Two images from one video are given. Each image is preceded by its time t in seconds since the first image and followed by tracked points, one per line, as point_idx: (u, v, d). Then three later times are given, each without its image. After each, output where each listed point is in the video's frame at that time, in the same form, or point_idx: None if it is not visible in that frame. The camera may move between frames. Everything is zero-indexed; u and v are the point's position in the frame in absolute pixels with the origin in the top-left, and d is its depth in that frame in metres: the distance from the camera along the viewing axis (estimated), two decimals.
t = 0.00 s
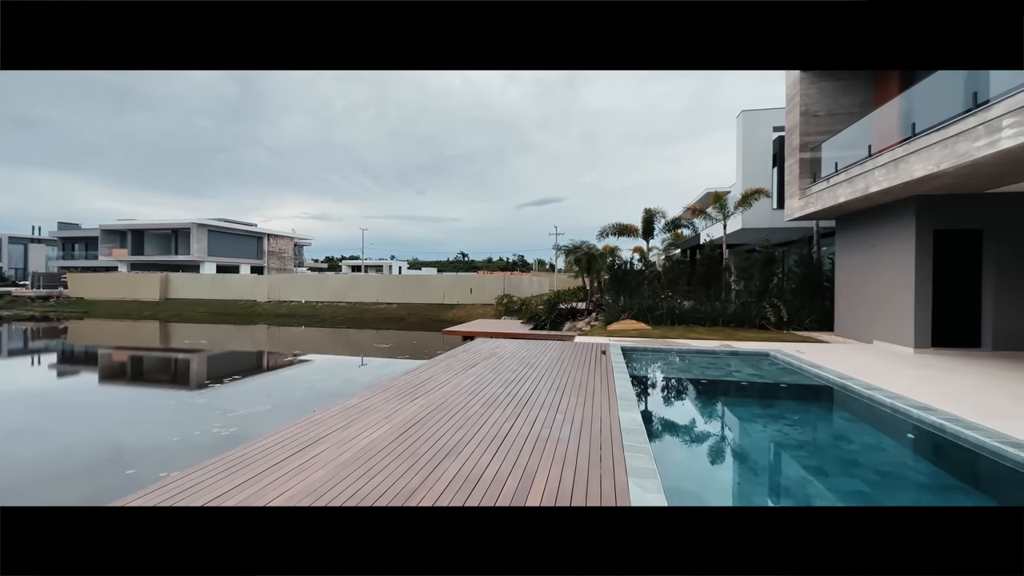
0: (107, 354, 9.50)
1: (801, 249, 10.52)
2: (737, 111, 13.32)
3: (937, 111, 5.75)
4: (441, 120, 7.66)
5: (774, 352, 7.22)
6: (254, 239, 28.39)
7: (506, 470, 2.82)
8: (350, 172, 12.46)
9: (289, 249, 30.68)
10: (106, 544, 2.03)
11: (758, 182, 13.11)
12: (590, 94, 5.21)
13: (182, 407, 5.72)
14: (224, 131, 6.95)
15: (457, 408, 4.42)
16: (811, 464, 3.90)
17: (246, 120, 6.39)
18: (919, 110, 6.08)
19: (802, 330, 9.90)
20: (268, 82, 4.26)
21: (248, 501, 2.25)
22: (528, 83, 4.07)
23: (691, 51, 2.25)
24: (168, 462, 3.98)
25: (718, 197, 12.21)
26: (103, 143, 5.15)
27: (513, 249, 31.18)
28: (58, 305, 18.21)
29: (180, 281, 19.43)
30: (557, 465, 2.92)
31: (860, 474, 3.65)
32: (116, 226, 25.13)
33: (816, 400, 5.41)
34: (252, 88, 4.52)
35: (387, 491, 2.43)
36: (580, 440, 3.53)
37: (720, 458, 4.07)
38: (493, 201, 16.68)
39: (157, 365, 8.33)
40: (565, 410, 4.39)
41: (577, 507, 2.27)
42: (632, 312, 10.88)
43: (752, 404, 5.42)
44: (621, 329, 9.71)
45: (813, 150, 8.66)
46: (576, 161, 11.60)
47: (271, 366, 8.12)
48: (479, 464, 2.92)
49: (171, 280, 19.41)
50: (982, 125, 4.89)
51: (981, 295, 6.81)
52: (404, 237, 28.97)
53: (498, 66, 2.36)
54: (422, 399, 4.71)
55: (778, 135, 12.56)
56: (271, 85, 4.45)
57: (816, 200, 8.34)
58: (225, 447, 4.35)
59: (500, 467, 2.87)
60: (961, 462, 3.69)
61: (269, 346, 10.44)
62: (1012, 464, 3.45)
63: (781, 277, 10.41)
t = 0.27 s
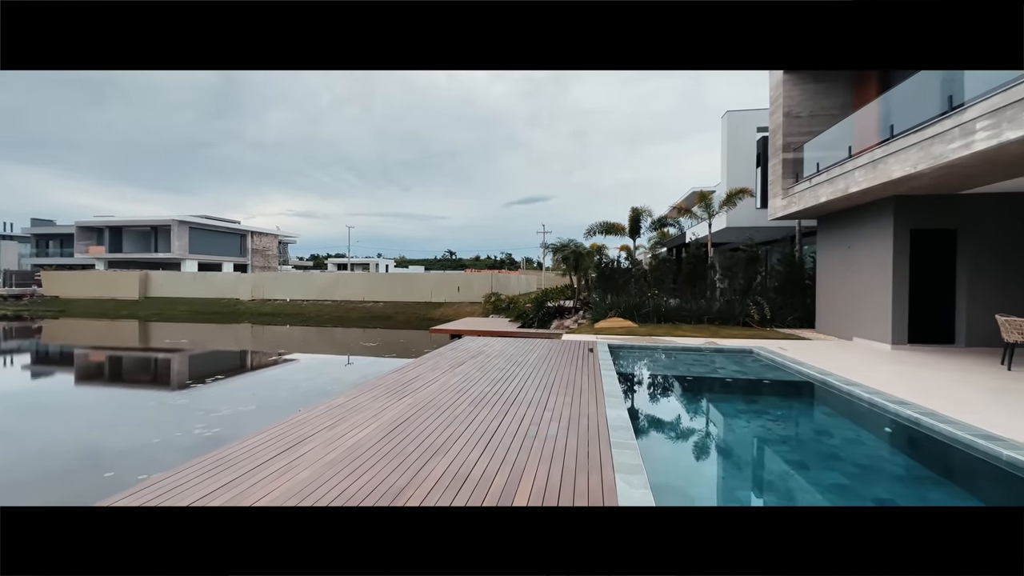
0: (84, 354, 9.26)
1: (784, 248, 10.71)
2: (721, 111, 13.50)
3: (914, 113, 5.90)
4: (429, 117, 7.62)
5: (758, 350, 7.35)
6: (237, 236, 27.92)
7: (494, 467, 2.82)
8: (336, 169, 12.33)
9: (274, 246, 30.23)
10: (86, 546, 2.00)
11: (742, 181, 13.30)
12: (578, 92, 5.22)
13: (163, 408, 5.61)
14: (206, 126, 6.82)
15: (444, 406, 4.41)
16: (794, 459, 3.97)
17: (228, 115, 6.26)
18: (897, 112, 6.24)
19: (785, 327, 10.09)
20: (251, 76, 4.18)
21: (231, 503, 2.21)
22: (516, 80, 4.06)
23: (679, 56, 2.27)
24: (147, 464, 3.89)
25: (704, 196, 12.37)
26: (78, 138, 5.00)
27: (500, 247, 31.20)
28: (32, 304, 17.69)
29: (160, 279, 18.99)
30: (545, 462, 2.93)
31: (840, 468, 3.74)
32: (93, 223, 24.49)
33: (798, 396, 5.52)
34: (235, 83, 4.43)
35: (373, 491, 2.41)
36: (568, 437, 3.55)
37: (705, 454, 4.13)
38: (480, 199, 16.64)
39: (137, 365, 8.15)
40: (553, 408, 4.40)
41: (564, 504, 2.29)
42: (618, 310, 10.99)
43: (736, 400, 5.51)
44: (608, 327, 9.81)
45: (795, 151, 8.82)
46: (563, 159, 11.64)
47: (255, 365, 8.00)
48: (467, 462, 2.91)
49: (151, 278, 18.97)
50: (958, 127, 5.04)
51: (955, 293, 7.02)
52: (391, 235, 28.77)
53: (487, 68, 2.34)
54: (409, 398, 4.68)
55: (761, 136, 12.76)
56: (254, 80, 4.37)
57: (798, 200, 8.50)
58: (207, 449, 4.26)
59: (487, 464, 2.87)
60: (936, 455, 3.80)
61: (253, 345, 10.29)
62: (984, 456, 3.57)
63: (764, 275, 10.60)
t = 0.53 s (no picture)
0: (58, 355, 9.00)
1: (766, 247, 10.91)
2: (706, 112, 13.68)
3: (891, 116, 6.06)
4: (415, 115, 7.57)
5: (740, 347, 7.48)
6: (218, 234, 27.40)
7: (481, 467, 2.83)
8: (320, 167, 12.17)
9: (256, 244, 29.71)
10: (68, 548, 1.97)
11: (726, 181, 13.50)
12: (565, 91, 5.23)
13: (142, 410, 5.48)
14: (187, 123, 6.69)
15: (432, 406, 4.40)
16: (775, 454, 4.06)
17: (209, 110, 6.12)
18: (875, 115, 6.40)
19: (767, 325, 10.28)
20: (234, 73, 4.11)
21: (214, 506, 2.18)
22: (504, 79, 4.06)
23: (668, 60, 2.33)
24: (126, 467, 3.80)
25: (689, 195, 12.51)
26: (52, 133, 4.85)
27: (487, 246, 31.17)
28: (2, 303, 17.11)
29: (138, 277, 18.53)
30: (533, 461, 2.95)
31: (821, 463, 3.83)
32: (67, 220, 23.77)
33: (779, 392, 5.64)
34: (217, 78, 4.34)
35: (359, 492, 2.39)
36: (555, 435, 3.57)
37: (689, 450, 4.20)
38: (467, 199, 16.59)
39: (114, 367, 7.94)
40: (540, 406, 4.42)
41: (551, 501, 2.31)
42: (605, 309, 11.07)
43: (720, 397, 5.61)
44: (595, 325, 9.88)
45: (777, 152, 8.99)
46: (550, 159, 11.68)
47: (238, 365, 7.87)
48: (455, 462, 2.91)
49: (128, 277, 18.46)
50: (932, 130, 5.19)
51: (930, 292, 7.23)
52: (376, 233, 28.52)
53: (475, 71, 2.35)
54: (396, 398, 4.65)
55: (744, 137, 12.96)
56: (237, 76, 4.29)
57: (780, 200, 8.67)
58: (189, 451, 4.18)
59: (475, 464, 2.87)
60: (911, 449, 3.93)
61: (235, 345, 10.11)
62: (956, 450, 3.69)
63: (747, 274, 10.78)
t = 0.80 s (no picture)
0: (28, 357, 8.70)
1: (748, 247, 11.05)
2: (690, 114, 13.88)
3: (868, 120, 6.23)
4: (401, 113, 7.51)
5: (723, 345, 7.60)
6: (198, 233, 26.85)
7: (468, 466, 2.83)
8: (303, 164, 12.01)
9: (237, 243, 29.16)
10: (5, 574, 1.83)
11: (709, 182, 13.71)
12: (552, 91, 5.25)
13: (118, 413, 5.33)
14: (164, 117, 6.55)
15: (418, 406, 4.37)
16: (757, 450, 4.15)
17: (189, 105, 5.96)
18: (852, 119, 6.57)
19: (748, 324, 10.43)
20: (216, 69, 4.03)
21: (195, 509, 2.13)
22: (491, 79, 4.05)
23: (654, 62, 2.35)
24: (102, 472, 3.69)
25: (673, 195, 12.64)
26: (22, 127, 4.68)
27: (473, 245, 31.07)
28: None
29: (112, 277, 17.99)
30: (520, 460, 2.95)
31: (800, 458, 3.93)
32: (38, 217, 22.98)
33: (761, 389, 5.75)
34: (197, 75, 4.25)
35: (344, 494, 2.37)
36: (542, 434, 3.59)
37: (674, 447, 4.26)
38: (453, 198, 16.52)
39: (88, 369, 7.71)
40: (527, 405, 4.44)
41: (538, 500, 2.32)
42: (591, 308, 11.14)
43: (703, 395, 5.69)
44: (580, 324, 9.94)
45: (759, 154, 9.16)
46: (536, 158, 11.70)
47: (218, 367, 7.71)
48: (441, 462, 2.91)
49: (102, 277, 17.91)
50: (906, 134, 5.36)
51: (904, 291, 7.45)
52: (361, 232, 28.21)
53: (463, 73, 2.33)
54: (382, 398, 4.61)
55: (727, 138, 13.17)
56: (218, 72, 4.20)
57: (761, 201, 8.83)
58: (168, 455, 4.09)
59: (462, 463, 2.87)
60: (886, 444, 4.04)
61: (216, 346, 9.91)
62: (929, 444, 3.83)
63: (729, 273, 10.93)
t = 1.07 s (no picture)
0: None
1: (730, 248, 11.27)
2: (673, 116, 14.07)
3: (845, 124, 6.40)
4: (387, 111, 7.43)
5: (706, 344, 7.72)
6: (176, 231, 26.29)
7: (456, 467, 2.82)
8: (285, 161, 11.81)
9: (216, 242, 28.54)
10: None
11: (692, 184, 13.91)
12: (538, 91, 5.26)
13: (92, 417, 5.16)
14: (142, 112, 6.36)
15: (404, 406, 4.34)
16: (739, 447, 4.22)
17: (165, 99, 5.72)
18: (830, 122, 6.74)
19: (731, 323, 10.61)
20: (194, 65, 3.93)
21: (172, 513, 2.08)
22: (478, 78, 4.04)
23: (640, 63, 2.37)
24: (73, 478, 3.57)
25: (657, 196, 12.76)
26: None
27: (458, 245, 30.98)
28: None
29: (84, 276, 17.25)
30: (506, 460, 2.95)
31: (780, 454, 4.01)
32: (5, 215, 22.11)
33: (742, 387, 5.86)
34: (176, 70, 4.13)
35: (327, 496, 2.33)
36: (529, 434, 3.59)
37: (657, 445, 4.31)
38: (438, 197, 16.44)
39: (59, 371, 7.44)
40: (513, 405, 4.44)
41: (526, 499, 2.33)
42: (576, 308, 11.19)
43: (686, 393, 5.77)
44: (566, 324, 10.00)
45: (741, 155, 9.32)
46: (521, 158, 11.72)
47: (197, 368, 7.52)
48: (427, 463, 2.89)
49: (74, 276, 17.14)
50: (882, 138, 5.51)
51: (878, 291, 7.67)
52: (345, 232, 27.88)
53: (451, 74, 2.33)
54: (367, 399, 4.56)
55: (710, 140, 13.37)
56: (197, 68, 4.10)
57: (743, 202, 8.99)
58: (144, 459, 3.97)
59: (449, 464, 2.86)
60: (863, 439, 4.16)
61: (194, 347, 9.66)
62: (903, 439, 3.97)
63: (712, 273, 11.15)
